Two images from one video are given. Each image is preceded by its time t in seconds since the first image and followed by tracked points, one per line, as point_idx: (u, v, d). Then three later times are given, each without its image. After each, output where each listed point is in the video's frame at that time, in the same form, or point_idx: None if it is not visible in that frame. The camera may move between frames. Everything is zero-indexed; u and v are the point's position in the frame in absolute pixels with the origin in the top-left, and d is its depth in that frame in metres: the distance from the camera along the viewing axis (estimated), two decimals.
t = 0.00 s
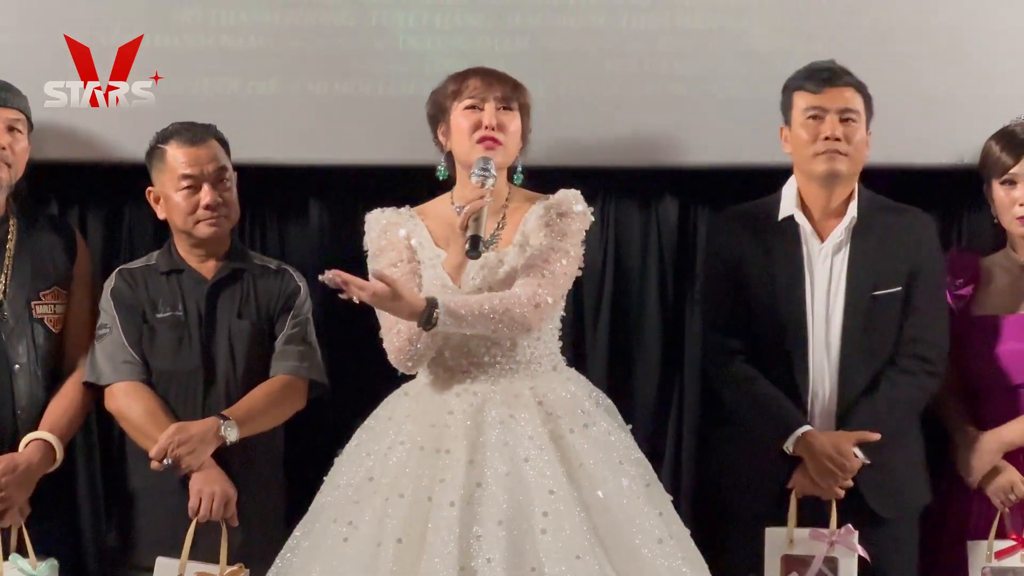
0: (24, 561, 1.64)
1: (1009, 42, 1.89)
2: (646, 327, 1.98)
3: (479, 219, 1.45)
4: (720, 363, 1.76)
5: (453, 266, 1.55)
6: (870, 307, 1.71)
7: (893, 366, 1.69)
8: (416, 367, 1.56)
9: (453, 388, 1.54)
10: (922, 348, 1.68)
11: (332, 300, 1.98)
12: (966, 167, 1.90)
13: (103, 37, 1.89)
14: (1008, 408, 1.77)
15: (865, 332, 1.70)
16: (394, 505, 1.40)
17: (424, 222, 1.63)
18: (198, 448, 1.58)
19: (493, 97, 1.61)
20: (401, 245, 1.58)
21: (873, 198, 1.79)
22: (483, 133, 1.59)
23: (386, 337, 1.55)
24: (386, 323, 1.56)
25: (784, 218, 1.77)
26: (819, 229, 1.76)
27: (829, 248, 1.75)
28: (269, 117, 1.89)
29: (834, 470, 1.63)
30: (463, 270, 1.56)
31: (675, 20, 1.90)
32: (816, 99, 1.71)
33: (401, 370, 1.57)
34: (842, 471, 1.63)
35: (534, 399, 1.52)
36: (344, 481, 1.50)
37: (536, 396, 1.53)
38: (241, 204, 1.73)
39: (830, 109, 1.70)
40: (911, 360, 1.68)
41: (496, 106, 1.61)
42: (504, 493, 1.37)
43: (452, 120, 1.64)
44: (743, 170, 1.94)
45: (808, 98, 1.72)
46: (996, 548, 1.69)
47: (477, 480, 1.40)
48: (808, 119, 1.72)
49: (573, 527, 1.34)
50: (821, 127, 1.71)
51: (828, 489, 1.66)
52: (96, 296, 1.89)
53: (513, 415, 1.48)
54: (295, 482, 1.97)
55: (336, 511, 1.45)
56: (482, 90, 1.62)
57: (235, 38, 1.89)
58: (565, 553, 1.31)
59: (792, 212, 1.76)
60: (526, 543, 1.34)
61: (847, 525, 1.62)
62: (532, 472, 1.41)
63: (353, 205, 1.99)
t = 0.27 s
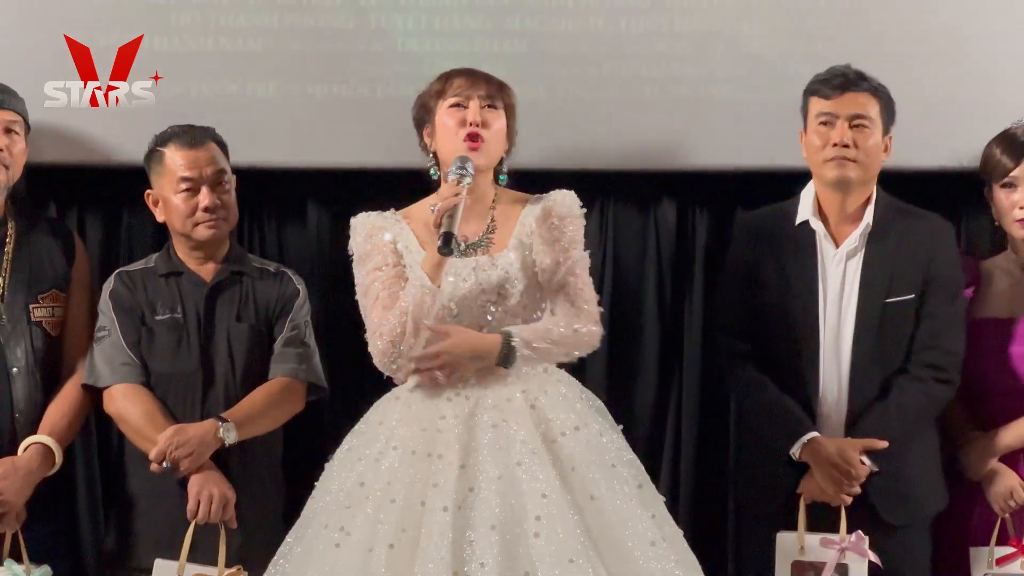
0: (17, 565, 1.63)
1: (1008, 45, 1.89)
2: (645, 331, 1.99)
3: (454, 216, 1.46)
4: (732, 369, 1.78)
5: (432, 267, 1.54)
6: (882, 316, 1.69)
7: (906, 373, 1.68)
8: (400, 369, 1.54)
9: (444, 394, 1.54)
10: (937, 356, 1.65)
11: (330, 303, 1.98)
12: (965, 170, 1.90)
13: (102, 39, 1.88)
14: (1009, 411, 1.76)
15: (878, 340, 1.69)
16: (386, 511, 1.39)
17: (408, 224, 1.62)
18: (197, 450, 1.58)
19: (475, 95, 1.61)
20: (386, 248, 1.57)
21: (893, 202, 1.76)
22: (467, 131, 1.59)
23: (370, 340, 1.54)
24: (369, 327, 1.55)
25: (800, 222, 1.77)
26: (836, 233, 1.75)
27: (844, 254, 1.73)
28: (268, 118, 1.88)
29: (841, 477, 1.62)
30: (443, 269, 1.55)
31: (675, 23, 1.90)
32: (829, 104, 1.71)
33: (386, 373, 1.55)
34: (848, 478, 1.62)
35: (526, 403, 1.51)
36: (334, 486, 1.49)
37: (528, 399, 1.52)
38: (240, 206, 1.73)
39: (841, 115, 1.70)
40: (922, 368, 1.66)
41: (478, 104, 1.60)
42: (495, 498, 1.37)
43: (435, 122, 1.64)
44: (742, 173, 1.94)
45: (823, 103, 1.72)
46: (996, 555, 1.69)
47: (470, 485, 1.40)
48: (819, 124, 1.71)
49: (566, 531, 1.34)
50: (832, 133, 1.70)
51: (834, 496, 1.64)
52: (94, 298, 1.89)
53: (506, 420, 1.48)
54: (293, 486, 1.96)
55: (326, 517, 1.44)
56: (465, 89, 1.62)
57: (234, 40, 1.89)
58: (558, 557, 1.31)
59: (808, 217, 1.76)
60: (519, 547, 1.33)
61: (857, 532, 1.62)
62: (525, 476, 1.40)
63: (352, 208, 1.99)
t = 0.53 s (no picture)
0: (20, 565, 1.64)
1: (1007, 48, 1.89)
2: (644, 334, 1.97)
3: (447, 215, 1.40)
4: (737, 371, 1.75)
5: (426, 267, 1.46)
6: (884, 317, 1.68)
7: (910, 374, 1.68)
8: (398, 373, 1.50)
9: (447, 397, 1.54)
10: (940, 356, 1.65)
11: (330, 303, 1.98)
12: (964, 172, 1.90)
13: (101, 40, 1.88)
14: (1009, 411, 1.76)
15: (879, 340, 1.69)
16: (387, 514, 1.39)
17: (406, 226, 1.60)
18: (196, 451, 1.58)
19: (470, 96, 1.60)
20: (385, 252, 1.55)
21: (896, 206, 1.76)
22: (463, 133, 1.58)
23: (367, 343, 1.50)
24: (365, 330, 1.51)
25: (803, 224, 1.76)
26: (839, 235, 1.75)
27: (847, 254, 1.73)
28: (267, 120, 1.88)
29: (843, 476, 1.62)
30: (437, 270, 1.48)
31: (674, 25, 1.90)
32: (828, 108, 1.71)
33: (383, 376, 1.51)
34: (852, 477, 1.61)
35: (528, 405, 1.51)
36: (335, 490, 1.49)
37: (531, 401, 1.52)
38: (239, 209, 1.73)
39: (839, 118, 1.70)
40: (926, 369, 1.66)
41: (473, 106, 1.59)
42: (496, 501, 1.37)
43: (431, 123, 1.62)
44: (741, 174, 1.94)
45: (823, 107, 1.72)
46: (996, 555, 1.69)
47: (471, 488, 1.40)
48: (819, 127, 1.72)
49: (566, 535, 1.34)
50: (830, 136, 1.71)
51: (837, 495, 1.64)
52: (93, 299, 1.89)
53: (510, 423, 1.48)
54: (292, 486, 1.96)
55: (326, 520, 1.44)
56: (459, 90, 1.61)
57: (234, 42, 1.89)
58: (559, 560, 1.31)
59: (812, 220, 1.75)
60: (521, 550, 1.34)
61: (859, 531, 1.62)
62: (527, 478, 1.40)
63: (351, 210, 1.99)
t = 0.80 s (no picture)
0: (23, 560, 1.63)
1: (1006, 47, 1.89)
2: (643, 334, 1.98)
3: (463, 218, 1.38)
4: (734, 369, 1.75)
5: (439, 268, 1.47)
6: (880, 314, 1.69)
7: (906, 372, 1.67)
8: (412, 374, 1.50)
9: (459, 397, 1.54)
10: (937, 355, 1.65)
11: (330, 303, 1.98)
12: (963, 171, 1.90)
13: (101, 41, 1.88)
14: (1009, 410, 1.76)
15: (875, 338, 1.69)
16: (398, 514, 1.40)
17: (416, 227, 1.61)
18: (197, 450, 1.58)
19: (478, 105, 1.58)
20: (396, 253, 1.56)
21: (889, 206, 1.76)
22: (471, 144, 1.56)
23: (380, 345, 1.50)
24: (379, 332, 1.51)
25: (797, 225, 1.76)
26: (832, 235, 1.75)
27: (841, 253, 1.73)
28: (267, 120, 1.88)
29: (840, 472, 1.62)
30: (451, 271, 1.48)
31: (674, 24, 1.90)
32: (819, 108, 1.72)
33: (397, 377, 1.51)
34: (849, 474, 1.61)
35: (540, 406, 1.51)
36: (345, 490, 1.49)
37: (542, 402, 1.51)
38: (239, 209, 1.73)
39: (830, 117, 1.71)
40: (922, 367, 1.66)
41: (481, 115, 1.57)
42: (507, 501, 1.38)
43: (438, 130, 1.61)
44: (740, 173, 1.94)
45: (814, 107, 1.73)
46: (1002, 552, 1.68)
47: (483, 488, 1.41)
48: (811, 127, 1.72)
49: (579, 534, 1.34)
50: (821, 135, 1.71)
51: (834, 492, 1.63)
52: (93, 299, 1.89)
53: (522, 423, 1.49)
54: (292, 486, 1.96)
55: (337, 519, 1.44)
56: (466, 100, 1.58)
57: (233, 42, 1.89)
58: (571, 559, 1.31)
59: (806, 220, 1.75)
60: (532, 549, 1.34)
61: (856, 529, 1.62)
62: (538, 478, 1.41)
63: (351, 210, 1.99)
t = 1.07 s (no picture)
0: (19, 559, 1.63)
1: (1006, 47, 1.89)
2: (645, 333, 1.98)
3: (484, 219, 1.39)
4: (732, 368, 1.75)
5: (458, 268, 1.49)
6: (875, 311, 1.69)
7: (902, 370, 1.68)
8: (429, 372, 1.51)
9: (472, 396, 1.54)
10: (933, 352, 1.65)
11: (331, 302, 1.98)
12: (963, 171, 1.90)
13: (101, 41, 1.88)
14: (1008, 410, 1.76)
15: (871, 336, 1.69)
16: (410, 512, 1.41)
17: (432, 226, 1.62)
18: (199, 449, 1.58)
19: (491, 99, 1.60)
20: (413, 251, 1.57)
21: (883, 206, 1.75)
22: (486, 136, 1.58)
23: (398, 343, 1.50)
24: (396, 330, 1.52)
25: (791, 226, 1.76)
26: (826, 235, 1.75)
27: (836, 253, 1.73)
28: (268, 120, 1.88)
29: (839, 470, 1.62)
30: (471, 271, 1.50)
31: (673, 24, 1.90)
32: (806, 108, 1.72)
33: (414, 375, 1.52)
34: (847, 471, 1.62)
35: (552, 407, 1.50)
36: (356, 487, 1.49)
37: (554, 403, 1.51)
38: (239, 208, 1.73)
39: (814, 117, 1.71)
40: (919, 365, 1.66)
41: (494, 108, 1.60)
42: (518, 500, 1.39)
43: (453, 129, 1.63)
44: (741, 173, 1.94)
45: (802, 106, 1.73)
46: (1001, 556, 1.69)
47: (494, 487, 1.42)
48: (798, 127, 1.73)
49: (589, 533, 1.35)
50: (807, 134, 1.71)
51: (833, 491, 1.64)
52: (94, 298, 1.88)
53: (533, 422, 1.49)
54: (293, 486, 1.96)
55: (348, 516, 1.44)
56: (479, 95, 1.61)
57: (233, 42, 1.89)
58: (581, 558, 1.32)
59: (800, 220, 1.75)
60: (542, 548, 1.35)
61: (855, 528, 1.62)
62: (549, 477, 1.41)
63: (352, 210, 1.99)
